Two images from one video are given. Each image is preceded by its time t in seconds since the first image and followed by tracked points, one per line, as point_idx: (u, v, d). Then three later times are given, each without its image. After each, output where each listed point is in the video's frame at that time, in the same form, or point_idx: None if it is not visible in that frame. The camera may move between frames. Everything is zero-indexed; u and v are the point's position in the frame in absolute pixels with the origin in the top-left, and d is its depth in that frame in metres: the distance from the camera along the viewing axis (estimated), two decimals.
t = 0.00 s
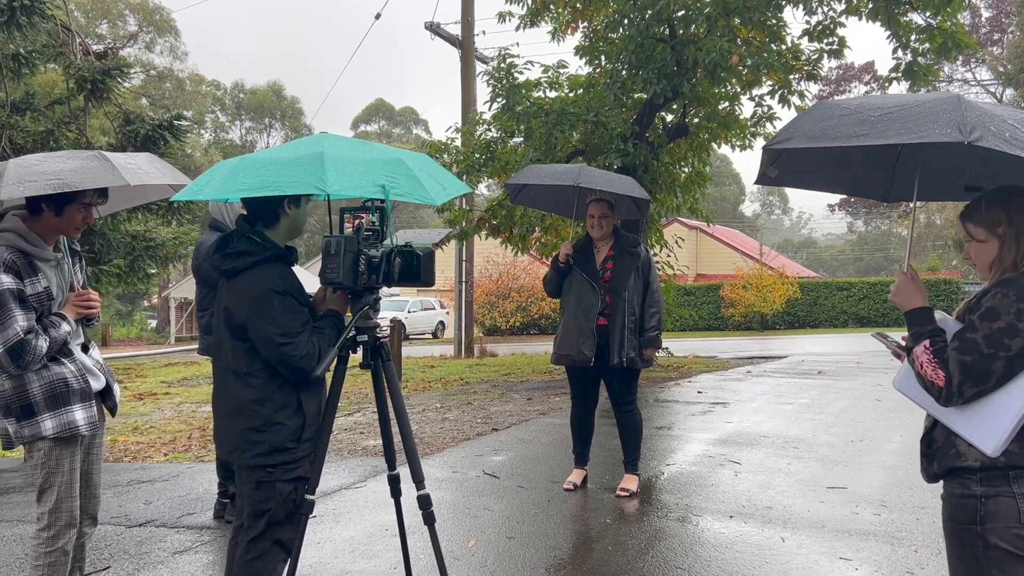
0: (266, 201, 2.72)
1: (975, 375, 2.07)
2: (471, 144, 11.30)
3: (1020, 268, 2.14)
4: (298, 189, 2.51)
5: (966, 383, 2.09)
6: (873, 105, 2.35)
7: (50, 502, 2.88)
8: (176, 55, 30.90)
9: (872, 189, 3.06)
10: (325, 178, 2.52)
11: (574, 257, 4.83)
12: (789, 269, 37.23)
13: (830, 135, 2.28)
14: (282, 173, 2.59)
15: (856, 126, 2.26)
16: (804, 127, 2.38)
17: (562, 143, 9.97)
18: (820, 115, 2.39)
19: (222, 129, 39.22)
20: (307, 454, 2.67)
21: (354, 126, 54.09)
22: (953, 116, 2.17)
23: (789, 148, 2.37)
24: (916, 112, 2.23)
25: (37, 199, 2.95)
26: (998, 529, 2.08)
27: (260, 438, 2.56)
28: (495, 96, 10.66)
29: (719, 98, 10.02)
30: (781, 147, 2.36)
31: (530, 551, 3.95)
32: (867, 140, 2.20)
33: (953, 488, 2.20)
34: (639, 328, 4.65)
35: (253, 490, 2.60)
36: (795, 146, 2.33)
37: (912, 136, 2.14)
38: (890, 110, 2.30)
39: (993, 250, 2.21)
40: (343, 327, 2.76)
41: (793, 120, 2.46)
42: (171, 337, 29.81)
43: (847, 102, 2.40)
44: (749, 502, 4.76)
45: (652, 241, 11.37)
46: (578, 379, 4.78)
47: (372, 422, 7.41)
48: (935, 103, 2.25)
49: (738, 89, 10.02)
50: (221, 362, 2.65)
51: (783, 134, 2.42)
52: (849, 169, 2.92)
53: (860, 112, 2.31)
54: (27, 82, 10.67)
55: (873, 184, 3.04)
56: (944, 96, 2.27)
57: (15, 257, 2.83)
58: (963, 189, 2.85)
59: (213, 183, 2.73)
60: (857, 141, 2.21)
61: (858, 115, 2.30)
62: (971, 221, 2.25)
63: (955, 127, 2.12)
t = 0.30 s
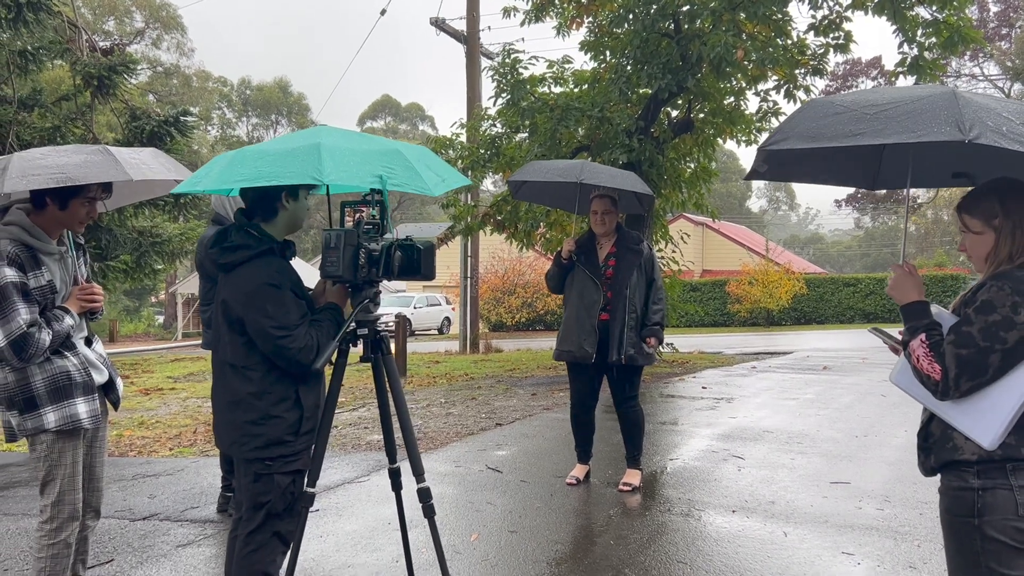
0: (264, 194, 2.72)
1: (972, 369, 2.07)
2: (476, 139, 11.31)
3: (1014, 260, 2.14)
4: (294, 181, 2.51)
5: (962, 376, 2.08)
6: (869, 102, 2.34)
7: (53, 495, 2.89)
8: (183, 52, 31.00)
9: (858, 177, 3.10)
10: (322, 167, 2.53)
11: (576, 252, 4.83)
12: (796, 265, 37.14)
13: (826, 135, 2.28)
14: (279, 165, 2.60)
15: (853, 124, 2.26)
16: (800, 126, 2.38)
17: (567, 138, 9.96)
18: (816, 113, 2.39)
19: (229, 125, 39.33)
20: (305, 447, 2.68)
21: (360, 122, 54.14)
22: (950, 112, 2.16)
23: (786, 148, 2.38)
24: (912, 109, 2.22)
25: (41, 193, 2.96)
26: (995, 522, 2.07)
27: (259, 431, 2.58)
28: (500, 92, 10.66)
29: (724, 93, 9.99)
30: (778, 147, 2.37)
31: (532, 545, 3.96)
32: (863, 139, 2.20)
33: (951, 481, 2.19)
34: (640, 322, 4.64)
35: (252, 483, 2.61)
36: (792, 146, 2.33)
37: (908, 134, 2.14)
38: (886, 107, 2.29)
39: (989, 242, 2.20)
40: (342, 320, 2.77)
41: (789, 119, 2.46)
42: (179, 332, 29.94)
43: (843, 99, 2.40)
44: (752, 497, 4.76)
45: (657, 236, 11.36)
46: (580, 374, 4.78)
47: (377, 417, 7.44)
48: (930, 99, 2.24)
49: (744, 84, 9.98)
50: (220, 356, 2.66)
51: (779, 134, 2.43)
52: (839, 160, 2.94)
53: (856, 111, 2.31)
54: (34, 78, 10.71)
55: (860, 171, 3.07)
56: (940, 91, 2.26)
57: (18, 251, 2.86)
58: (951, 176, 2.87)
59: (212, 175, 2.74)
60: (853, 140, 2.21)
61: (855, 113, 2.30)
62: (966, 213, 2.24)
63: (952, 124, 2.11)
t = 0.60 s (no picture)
0: (262, 190, 2.72)
1: (975, 365, 2.05)
2: (480, 134, 11.29)
3: (1016, 254, 2.13)
4: (289, 177, 2.51)
5: (965, 372, 2.07)
6: (866, 102, 2.32)
7: (54, 489, 2.90)
8: (188, 48, 31.04)
9: (852, 171, 3.09)
10: (317, 164, 2.52)
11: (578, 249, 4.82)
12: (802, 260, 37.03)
13: (825, 136, 2.27)
14: (276, 162, 2.59)
15: (853, 125, 2.24)
16: (798, 128, 2.36)
17: (571, 133, 9.93)
18: (815, 114, 2.37)
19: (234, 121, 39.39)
20: (305, 442, 2.69)
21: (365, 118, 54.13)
22: (950, 109, 2.14)
23: (786, 151, 2.35)
24: (911, 108, 2.21)
25: (44, 186, 2.97)
26: (996, 517, 2.06)
27: (258, 425, 2.58)
28: (504, 87, 10.64)
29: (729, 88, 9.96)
30: (777, 150, 2.35)
31: (534, 540, 3.95)
32: (864, 140, 2.18)
33: (951, 476, 2.18)
34: (642, 318, 4.63)
35: (252, 477, 2.61)
36: (791, 149, 2.32)
37: (909, 134, 2.12)
38: (885, 106, 2.27)
39: (990, 236, 2.19)
40: (342, 315, 2.77)
41: (787, 120, 2.44)
42: (184, 328, 30.03)
43: (840, 100, 2.38)
44: (756, 493, 4.75)
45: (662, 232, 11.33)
46: (581, 370, 4.77)
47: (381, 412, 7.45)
48: (929, 98, 2.22)
49: (749, 79, 9.94)
50: (219, 350, 2.66)
51: (778, 136, 2.41)
52: (834, 159, 2.92)
53: (855, 111, 2.29)
54: (39, 74, 10.72)
55: (854, 165, 3.05)
56: (940, 89, 2.24)
57: (22, 245, 2.85)
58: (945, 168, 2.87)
59: (210, 172, 2.74)
60: (852, 141, 2.19)
61: (854, 113, 2.28)
62: (967, 207, 2.22)
63: (954, 122, 2.09)
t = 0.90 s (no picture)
0: (264, 185, 2.70)
1: (982, 363, 2.03)
2: (483, 130, 11.26)
3: None
4: (292, 172, 2.49)
5: (973, 370, 2.04)
6: (885, 87, 2.29)
7: (52, 485, 2.88)
8: (191, 43, 31.06)
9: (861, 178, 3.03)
10: (321, 159, 2.50)
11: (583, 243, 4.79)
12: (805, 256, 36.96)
13: (843, 118, 2.24)
14: (279, 156, 2.57)
15: (870, 108, 2.21)
16: (814, 112, 2.33)
17: (574, 129, 9.90)
18: (832, 98, 2.34)
19: (237, 116, 39.40)
20: (304, 439, 2.66)
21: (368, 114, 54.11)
22: (970, 94, 2.12)
23: (802, 133, 2.33)
24: (930, 93, 2.18)
25: (47, 179, 2.96)
26: (1004, 514, 2.04)
27: (253, 423, 2.56)
28: (507, 82, 10.61)
29: (733, 83, 9.91)
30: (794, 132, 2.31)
31: (537, 537, 3.94)
32: (881, 122, 2.15)
33: (959, 474, 2.16)
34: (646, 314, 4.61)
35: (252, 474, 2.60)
36: (808, 131, 2.28)
37: (927, 115, 2.09)
38: (903, 91, 2.24)
39: (1000, 228, 2.16)
40: (343, 314, 2.75)
41: (804, 104, 2.42)
42: (188, 324, 30.07)
43: (858, 85, 2.35)
44: (760, 489, 4.73)
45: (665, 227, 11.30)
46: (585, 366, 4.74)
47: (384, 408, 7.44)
48: (948, 83, 2.19)
49: (753, 74, 9.90)
50: (217, 346, 2.65)
51: (794, 119, 2.38)
52: (847, 153, 2.86)
53: (872, 95, 2.26)
54: (42, 70, 10.70)
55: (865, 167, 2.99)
56: (958, 76, 2.22)
57: (24, 238, 2.83)
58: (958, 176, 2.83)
59: (212, 166, 2.71)
60: (871, 123, 2.16)
61: (871, 98, 2.25)
62: (979, 197, 2.19)
63: (975, 105, 2.06)
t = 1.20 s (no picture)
0: (266, 180, 2.66)
1: (996, 362, 1.98)
2: (484, 127, 11.21)
3: None
4: (294, 167, 2.44)
5: (986, 370, 2.00)
6: (915, 80, 2.25)
7: (48, 485, 2.85)
8: (191, 40, 31.02)
9: (876, 172, 2.97)
10: (324, 154, 2.46)
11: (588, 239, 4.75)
12: (806, 253, 36.94)
13: (873, 109, 2.19)
14: (281, 151, 2.52)
15: (901, 100, 2.17)
16: (843, 102, 2.28)
17: (576, 125, 9.83)
18: (861, 89, 2.28)
19: (237, 113, 39.35)
20: (304, 439, 2.62)
21: (369, 111, 54.03)
22: (1005, 90, 2.08)
23: (830, 123, 2.27)
24: (962, 88, 2.13)
25: (47, 174, 2.92)
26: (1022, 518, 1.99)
27: (253, 421, 2.52)
28: (509, 79, 10.55)
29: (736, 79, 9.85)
30: (823, 121, 2.26)
31: (541, 537, 3.90)
32: (913, 115, 2.11)
33: (975, 476, 2.11)
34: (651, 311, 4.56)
35: (252, 475, 2.56)
36: (837, 121, 2.23)
37: (962, 109, 2.04)
38: (934, 85, 2.20)
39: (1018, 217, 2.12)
40: (346, 311, 2.71)
41: (830, 94, 2.36)
42: (188, 321, 30.07)
43: (887, 77, 2.30)
44: (765, 489, 4.69)
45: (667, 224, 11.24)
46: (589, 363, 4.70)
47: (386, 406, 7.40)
48: (982, 78, 2.15)
49: (755, 70, 9.84)
50: (218, 343, 2.61)
51: (820, 109, 2.33)
52: (865, 142, 2.79)
53: (902, 87, 2.22)
54: (41, 66, 10.65)
55: (879, 162, 2.93)
56: (991, 71, 2.18)
57: (24, 235, 2.79)
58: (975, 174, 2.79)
59: (212, 160, 2.66)
60: (904, 114, 2.11)
61: (901, 91, 2.21)
62: (1007, 183, 2.14)
63: (1011, 100, 2.02)
